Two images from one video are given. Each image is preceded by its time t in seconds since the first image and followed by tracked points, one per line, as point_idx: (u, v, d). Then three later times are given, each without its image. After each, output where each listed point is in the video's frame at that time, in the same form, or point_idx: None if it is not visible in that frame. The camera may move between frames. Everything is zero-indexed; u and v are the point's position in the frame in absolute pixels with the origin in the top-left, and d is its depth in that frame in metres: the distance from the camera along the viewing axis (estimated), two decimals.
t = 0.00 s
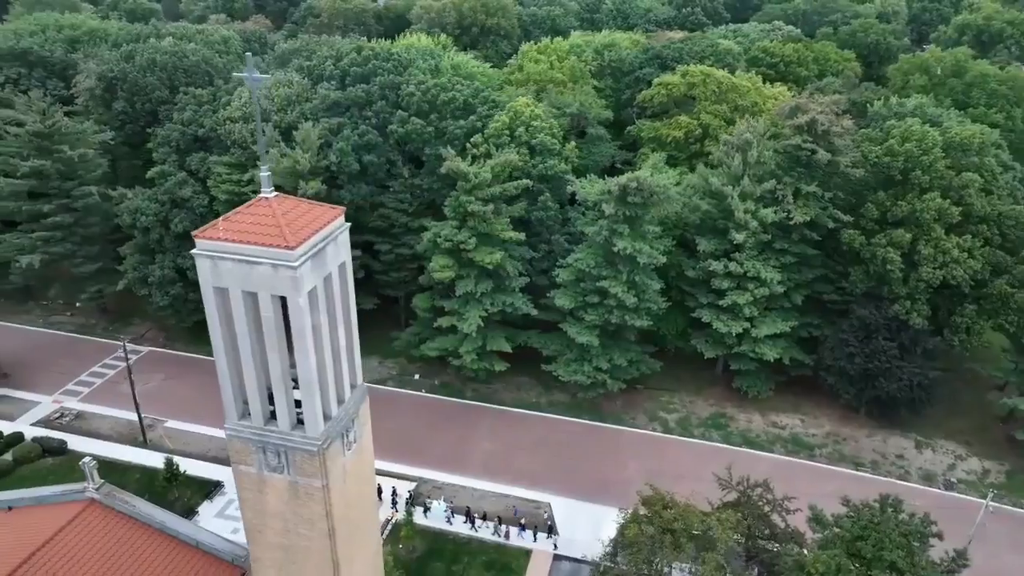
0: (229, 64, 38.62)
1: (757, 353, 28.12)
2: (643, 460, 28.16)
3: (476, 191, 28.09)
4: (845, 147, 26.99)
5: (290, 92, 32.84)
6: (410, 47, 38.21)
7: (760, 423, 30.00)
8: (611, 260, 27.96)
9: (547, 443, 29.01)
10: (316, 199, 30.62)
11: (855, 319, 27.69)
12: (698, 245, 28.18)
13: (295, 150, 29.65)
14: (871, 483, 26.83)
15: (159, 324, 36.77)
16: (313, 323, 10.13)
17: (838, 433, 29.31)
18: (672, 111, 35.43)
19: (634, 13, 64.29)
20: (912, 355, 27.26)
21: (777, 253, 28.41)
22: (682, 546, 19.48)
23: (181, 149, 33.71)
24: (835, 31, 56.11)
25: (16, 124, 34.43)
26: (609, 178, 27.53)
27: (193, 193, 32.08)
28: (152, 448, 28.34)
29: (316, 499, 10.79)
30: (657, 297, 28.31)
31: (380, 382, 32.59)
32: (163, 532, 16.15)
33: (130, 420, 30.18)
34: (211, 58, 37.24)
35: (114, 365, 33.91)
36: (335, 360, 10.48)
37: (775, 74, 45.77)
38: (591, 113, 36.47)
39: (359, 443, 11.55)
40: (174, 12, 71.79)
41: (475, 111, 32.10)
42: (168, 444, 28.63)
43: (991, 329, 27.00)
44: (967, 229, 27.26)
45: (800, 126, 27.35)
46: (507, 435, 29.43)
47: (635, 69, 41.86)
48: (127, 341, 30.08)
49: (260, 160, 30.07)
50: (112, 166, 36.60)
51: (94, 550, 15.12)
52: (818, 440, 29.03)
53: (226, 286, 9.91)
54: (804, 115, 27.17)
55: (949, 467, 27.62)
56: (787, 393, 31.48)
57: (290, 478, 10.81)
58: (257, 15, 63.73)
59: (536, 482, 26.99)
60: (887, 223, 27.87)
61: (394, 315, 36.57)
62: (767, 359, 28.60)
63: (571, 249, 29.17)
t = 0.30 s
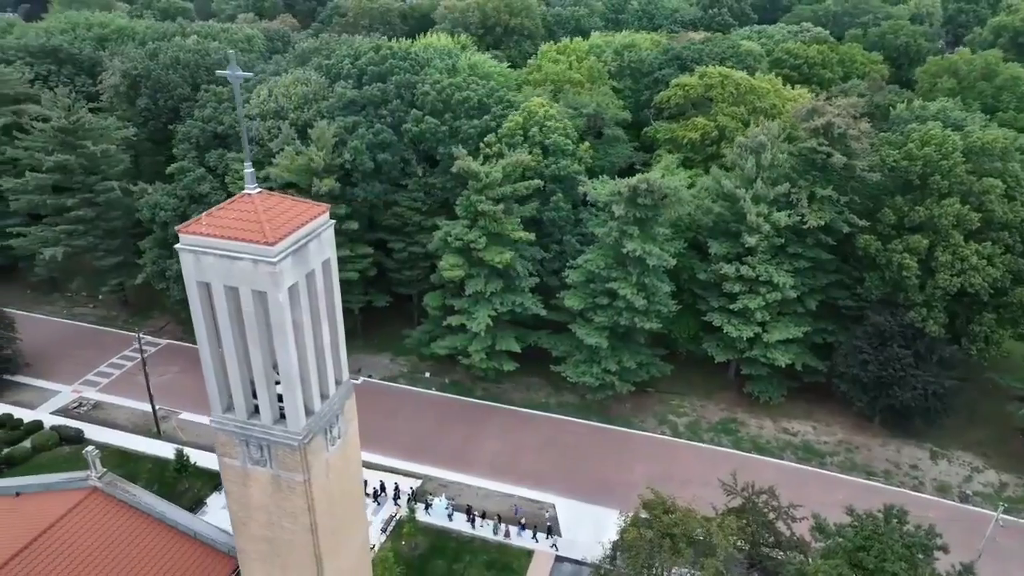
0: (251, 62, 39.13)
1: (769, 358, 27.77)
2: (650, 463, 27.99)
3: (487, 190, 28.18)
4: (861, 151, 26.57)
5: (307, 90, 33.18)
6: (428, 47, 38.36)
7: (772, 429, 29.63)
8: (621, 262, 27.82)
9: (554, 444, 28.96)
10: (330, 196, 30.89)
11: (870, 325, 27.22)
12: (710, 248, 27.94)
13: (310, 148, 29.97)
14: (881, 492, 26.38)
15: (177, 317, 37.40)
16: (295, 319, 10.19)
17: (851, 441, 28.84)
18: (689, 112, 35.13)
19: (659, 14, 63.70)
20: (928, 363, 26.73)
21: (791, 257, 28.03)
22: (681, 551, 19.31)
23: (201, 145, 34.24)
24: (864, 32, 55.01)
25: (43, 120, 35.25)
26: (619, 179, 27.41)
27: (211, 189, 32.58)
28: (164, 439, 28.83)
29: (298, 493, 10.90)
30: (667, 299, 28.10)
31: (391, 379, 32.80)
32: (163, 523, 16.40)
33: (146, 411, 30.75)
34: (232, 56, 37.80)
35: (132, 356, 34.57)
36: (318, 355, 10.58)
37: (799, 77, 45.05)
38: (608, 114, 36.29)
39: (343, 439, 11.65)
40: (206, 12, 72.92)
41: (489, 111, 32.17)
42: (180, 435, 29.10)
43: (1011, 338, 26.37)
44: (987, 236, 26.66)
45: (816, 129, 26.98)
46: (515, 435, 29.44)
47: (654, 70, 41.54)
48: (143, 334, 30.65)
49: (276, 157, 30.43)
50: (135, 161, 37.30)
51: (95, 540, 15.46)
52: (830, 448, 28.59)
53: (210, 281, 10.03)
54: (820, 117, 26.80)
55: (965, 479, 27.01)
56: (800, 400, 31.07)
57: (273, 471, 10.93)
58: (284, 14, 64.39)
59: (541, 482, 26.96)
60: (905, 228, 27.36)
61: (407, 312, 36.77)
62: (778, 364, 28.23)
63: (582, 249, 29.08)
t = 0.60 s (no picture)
0: (272, 61, 39.64)
1: (780, 363, 27.41)
2: (658, 466, 27.78)
3: (498, 190, 28.24)
4: (879, 155, 26.14)
5: (324, 88, 33.53)
6: (447, 46, 38.48)
7: (783, 435, 29.23)
8: (631, 263, 27.66)
9: (563, 445, 28.90)
10: (345, 194, 31.15)
11: (884, 332, 26.73)
12: (722, 251, 27.69)
13: (325, 145, 30.28)
14: (892, 502, 25.90)
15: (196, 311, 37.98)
16: (279, 315, 10.29)
17: (864, 450, 28.35)
18: (706, 114, 34.79)
19: (685, 14, 63.07)
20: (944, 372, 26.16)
21: (805, 261, 27.61)
22: (680, 555, 19.15)
23: (221, 142, 34.74)
24: (894, 33, 53.85)
25: (69, 116, 36.04)
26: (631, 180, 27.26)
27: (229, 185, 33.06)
28: (178, 431, 29.32)
29: (281, 486, 11.00)
30: (678, 302, 27.86)
31: (402, 377, 32.99)
32: (163, 513, 16.64)
33: (161, 402, 31.32)
34: (254, 54, 38.36)
35: (150, 348, 35.21)
36: (302, 351, 10.68)
37: (824, 79, 44.25)
38: (625, 115, 36.07)
39: (329, 434, 11.72)
40: (237, 11, 73.99)
41: (504, 110, 32.24)
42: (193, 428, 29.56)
43: None
44: (1008, 243, 26.06)
45: (832, 132, 26.58)
46: (523, 435, 29.45)
47: (674, 71, 41.18)
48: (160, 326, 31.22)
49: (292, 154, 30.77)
50: (158, 157, 37.99)
51: (95, 528, 15.75)
52: (842, 456, 28.13)
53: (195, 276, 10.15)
54: (837, 120, 26.39)
55: (982, 491, 26.38)
56: (814, 407, 30.62)
57: (257, 464, 11.05)
58: (310, 14, 65.00)
59: (546, 483, 26.90)
60: (922, 234, 26.84)
61: (420, 310, 36.94)
62: (790, 370, 27.85)
63: (593, 250, 28.97)
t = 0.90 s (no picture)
0: (293, 59, 40.13)
1: (792, 369, 27.03)
2: (665, 470, 27.57)
3: (509, 190, 28.30)
4: (896, 159, 25.68)
5: (342, 87, 33.86)
6: (465, 46, 38.61)
7: (794, 442, 28.82)
8: (641, 265, 27.51)
9: (571, 447, 28.82)
10: (360, 192, 31.41)
11: (899, 340, 26.24)
12: (735, 254, 27.41)
13: (340, 144, 30.58)
14: (903, 513, 25.42)
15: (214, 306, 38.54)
16: (263, 310, 10.42)
17: (877, 459, 27.85)
18: (724, 116, 34.46)
19: (712, 15, 62.36)
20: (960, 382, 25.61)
21: (820, 266, 27.18)
22: (679, 560, 19.00)
23: (241, 139, 35.23)
24: (925, 34, 52.65)
25: (94, 112, 36.78)
26: (642, 182, 27.11)
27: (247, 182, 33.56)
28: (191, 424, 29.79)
29: (266, 479, 11.15)
30: (689, 305, 27.63)
31: (414, 375, 33.16)
32: (163, 502, 16.81)
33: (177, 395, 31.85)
34: (275, 53, 38.89)
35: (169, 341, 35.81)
36: (288, 346, 10.81)
37: (849, 81, 43.42)
38: (642, 116, 35.81)
39: (315, 430, 11.84)
40: (267, 10, 74.95)
41: (518, 110, 32.31)
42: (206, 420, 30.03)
43: None
44: None
45: (849, 135, 26.18)
46: (532, 436, 29.43)
47: (694, 72, 40.78)
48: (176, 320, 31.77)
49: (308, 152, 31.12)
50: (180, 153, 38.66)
51: (95, 516, 15.97)
52: (854, 465, 27.67)
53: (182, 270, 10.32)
54: (854, 123, 25.96)
55: (998, 505, 25.75)
56: (827, 414, 30.17)
57: (242, 457, 11.21)
58: (337, 13, 65.56)
59: (552, 484, 26.84)
60: (940, 240, 26.33)
61: (434, 309, 37.10)
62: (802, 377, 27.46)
63: (604, 251, 28.85)
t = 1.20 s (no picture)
0: (314, 58, 40.57)
1: (805, 375, 26.63)
2: (673, 474, 27.31)
3: (521, 190, 28.31)
4: (914, 163, 25.19)
5: (359, 86, 34.16)
6: (484, 46, 38.67)
7: (806, 450, 28.40)
8: (652, 268, 27.33)
9: (579, 448, 28.71)
10: (374, 190, 31.63)
11: (915, 348, 25.75)
12: (747, 258, 27.09)
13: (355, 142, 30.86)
14: (916, 525, 24.87)
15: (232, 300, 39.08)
16: (249, 305, 10.55)
17: (891, 469, 27.34)
18: (742, 118, 34.08)
19: (739, 16, 61.53)
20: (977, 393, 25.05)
21: (835, 271, 26.73)
22: (678, 565, 18.83)
23: (260, 137, 35.66)
24: (959, 37, 51.33)
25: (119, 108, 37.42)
26: (654, 184, 26.94)
27: (265, 179, 34.00)
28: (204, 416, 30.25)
29: (252, 472, 11.28)
30: (700, 309, 27.37)
31: (425, 373, 33.30)
32: (165, 493, 17.08)
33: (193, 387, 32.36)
34: (296, 52, 39.39)
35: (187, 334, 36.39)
36: (275, 341, 10.93)
37: (875, 84, 42.46)
38: (659, 116, 35.50)
39: (303, 425, 11.94)
40: (297, 10, 75.70)
41: (533, 110, 32.34)
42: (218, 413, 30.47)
43: None
44: None
45: (866, 139, 25.74)
46: (540, 436, 29.38)
47: (714, 74, 40.35)
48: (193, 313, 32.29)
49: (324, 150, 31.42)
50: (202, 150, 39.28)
51: (99, 504, 16.26)
52: (867, 474, 27.18)
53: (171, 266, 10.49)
54: (871, 126, 25.51)
55: (1015, 519, 25.11)
56: (841, 422, 29.70)
57: (229, 450, 11.35)
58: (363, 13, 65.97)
59: (558, 486, 26.74)
60: (959, 247, 25.78)
61: (447, 308, 37.23)
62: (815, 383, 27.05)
63: (616, 253, 28.70)
